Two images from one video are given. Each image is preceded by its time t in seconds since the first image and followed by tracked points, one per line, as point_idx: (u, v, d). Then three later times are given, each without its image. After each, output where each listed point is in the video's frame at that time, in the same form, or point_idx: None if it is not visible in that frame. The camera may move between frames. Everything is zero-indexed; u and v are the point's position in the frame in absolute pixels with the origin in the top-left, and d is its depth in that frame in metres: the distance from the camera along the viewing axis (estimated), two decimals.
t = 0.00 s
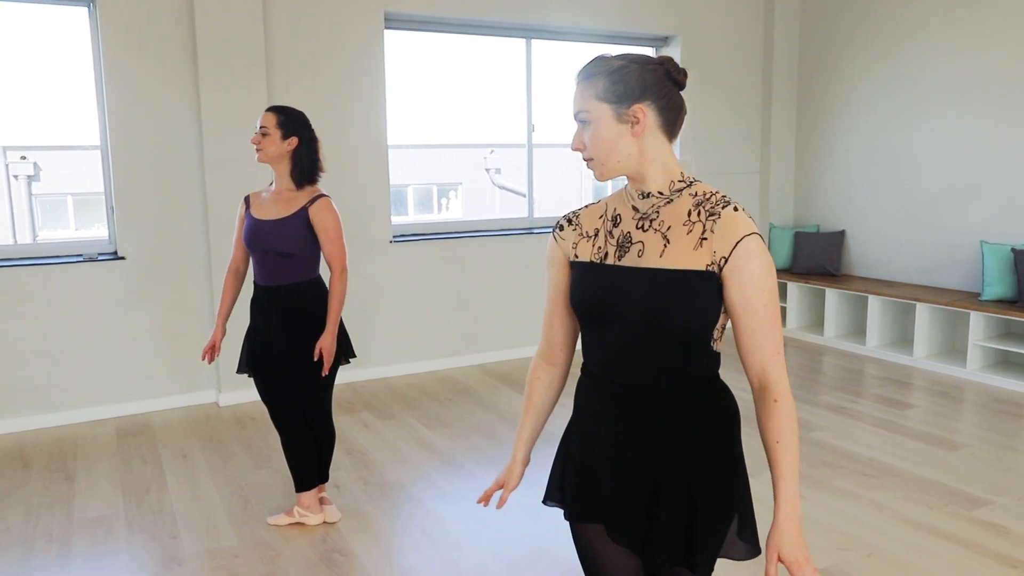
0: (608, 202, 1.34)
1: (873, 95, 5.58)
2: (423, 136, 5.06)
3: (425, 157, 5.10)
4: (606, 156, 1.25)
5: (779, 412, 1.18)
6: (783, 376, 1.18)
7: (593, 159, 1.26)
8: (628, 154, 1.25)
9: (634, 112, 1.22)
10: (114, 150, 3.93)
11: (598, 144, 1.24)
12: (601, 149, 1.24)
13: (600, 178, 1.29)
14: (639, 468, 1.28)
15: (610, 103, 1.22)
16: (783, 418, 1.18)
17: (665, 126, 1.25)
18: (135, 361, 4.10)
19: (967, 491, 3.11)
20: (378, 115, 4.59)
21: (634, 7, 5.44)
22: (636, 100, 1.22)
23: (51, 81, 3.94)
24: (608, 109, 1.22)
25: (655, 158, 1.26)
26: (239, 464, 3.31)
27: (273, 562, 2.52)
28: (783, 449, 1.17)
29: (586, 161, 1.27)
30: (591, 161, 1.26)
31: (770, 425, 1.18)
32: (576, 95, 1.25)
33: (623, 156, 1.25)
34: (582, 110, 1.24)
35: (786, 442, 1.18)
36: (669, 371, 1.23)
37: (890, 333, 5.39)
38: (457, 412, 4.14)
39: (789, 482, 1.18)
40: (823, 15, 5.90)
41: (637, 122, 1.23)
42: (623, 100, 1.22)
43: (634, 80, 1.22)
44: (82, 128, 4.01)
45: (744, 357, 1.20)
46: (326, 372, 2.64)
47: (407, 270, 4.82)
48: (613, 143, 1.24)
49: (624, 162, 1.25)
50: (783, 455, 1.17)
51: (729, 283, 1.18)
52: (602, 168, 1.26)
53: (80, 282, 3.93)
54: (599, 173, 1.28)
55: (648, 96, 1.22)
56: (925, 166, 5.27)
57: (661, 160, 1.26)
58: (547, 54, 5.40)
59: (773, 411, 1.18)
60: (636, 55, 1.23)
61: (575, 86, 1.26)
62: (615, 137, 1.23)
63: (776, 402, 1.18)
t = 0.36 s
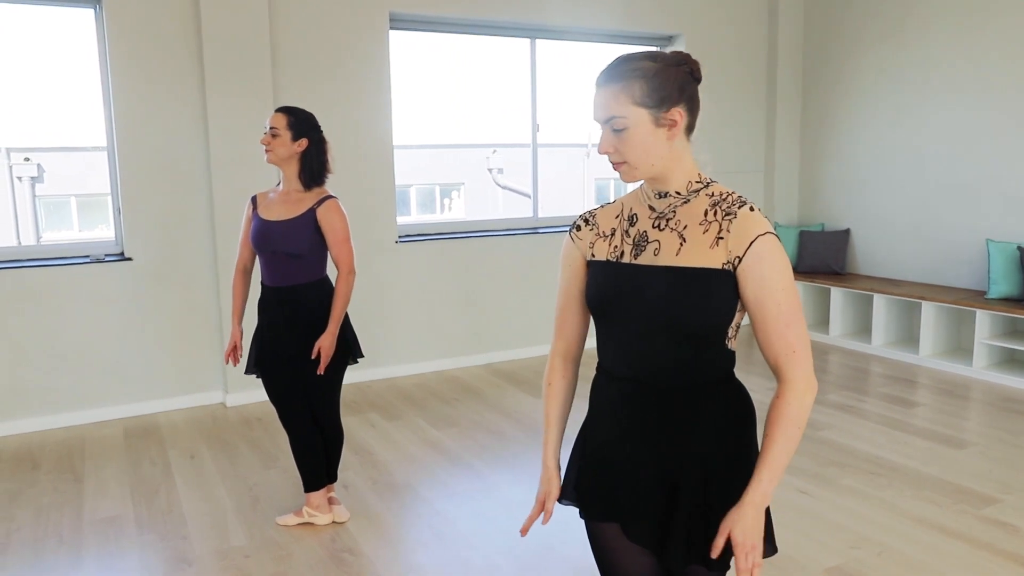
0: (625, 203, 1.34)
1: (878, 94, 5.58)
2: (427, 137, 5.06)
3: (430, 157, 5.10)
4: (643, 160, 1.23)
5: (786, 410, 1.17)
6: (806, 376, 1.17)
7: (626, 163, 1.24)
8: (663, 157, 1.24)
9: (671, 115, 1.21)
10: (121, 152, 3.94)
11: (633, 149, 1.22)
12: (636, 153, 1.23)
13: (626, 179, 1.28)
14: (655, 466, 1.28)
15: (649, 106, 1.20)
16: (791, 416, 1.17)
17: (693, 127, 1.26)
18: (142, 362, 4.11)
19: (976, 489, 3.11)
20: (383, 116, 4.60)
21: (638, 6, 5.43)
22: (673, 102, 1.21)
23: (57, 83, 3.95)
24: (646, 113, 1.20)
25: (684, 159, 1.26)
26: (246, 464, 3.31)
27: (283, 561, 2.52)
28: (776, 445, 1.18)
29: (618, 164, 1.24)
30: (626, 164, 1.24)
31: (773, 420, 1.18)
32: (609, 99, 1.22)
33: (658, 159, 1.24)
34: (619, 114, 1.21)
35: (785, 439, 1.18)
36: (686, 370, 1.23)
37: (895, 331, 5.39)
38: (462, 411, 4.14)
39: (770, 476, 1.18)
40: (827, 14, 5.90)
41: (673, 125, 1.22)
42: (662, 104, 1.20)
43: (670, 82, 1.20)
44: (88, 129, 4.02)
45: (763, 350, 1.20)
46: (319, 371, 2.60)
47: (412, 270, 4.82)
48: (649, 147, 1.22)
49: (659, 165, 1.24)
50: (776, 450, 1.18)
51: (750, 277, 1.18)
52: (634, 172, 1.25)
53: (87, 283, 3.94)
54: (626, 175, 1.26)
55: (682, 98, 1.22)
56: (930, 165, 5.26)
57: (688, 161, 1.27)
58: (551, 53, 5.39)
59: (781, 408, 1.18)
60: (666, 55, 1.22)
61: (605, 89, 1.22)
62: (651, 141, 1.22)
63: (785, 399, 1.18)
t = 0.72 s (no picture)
0: (624, 202, 1.34)
1: (873, 94, 5.60)
2: (423, 137, 5.06)
3: (425, 158, 5.10)
4: (675, 159, 1.24)
5: (786, 401, 1.16)
6: (814, 373, 1.16)
7: (659, 160, 1.23)
8: (689, 158, 1.26)
9: (706, 119, 1.24)
10: (117, 152, 3.93)
11: (670, 148, 1.22)
12: (670, 152, 1.23)
13: (645, 175, 1.27)
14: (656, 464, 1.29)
15: (693, 108, 1.21)
16: (790, 408, 1.17)
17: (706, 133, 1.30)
18: (139, 363, 4.10)
19: (971, 488, 3.13)
20: (379, 116, 4.60)
21: (634, 7, 5.44)
22: (709, 107, 1.24)
23: (53, 83, 3.93)
24: (690, 114, 1.21)
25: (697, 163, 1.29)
26: (243, 465, 3.31)
27: (281, 562, 2.52)
28: (766, 431, 1.17)
29: (651, 161, 1.24)
30: (658, 162, 1.24)
31: (770, 407, 1.18)
32: (657, 93, 1.20)
33: (685, 160, 1.25)
34: (667, 110, 1.20)
35: (776, 429, 1.17)
36: (686, 368, 1.23)
37: (890, 331, 5.41)
38: (459, 412, 4.14)
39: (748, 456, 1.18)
40: (822, 15, 5.92)
41: (703, 129, 1.25)
42: (703, 107, 1.22)
43: (710, 86, 1.23)
44: (84, 129, 4.01)
45: (770, 340, 1.20)
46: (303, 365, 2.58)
47: (408, 271, 4.82)
48: (683, 147, 1.24)
49: (684, 167, 1.26)
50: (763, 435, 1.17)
51: (758, 268, 1.18)
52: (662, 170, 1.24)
53: (83, 283, 3.93)
54: (650, 172, 1.26)
55: (713, 104, 1.25)
56: (925, 165, 5.29)
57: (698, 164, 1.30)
58: (547, 53, 5.39)
59: (780, 398, 1.18)
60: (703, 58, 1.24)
61: (653, 83, 1.20)
62: (685, 141, 1.23)
63: (786, 390, 1.17)
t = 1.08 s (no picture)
0: (594, 201, 1.37)
1: (842, 97, 5.71)
2: (398, 138, 5.06)
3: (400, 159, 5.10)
4: (658, 159, 1.29)
5: (757, 389, 1.17)
6: (785, 363, 1.17)
7: (645, 158, 1.28)
8: (667, 162, 1.32)
9: (687, 125, 1.31)
10: (87, 153, 3.89)
11: (658, 147, 1.28)
12: (656, 152, 1.28)
13: (623, 173, 1.30)
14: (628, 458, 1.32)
15: (683, 112, 1.28)
16: (761, 396, 1.17)
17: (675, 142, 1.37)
18: (110, 366, 4.05)
19: (937, 481, 3.21)
20: (354, 116, 4.59)
21: (608, 9, 5.49)
22: (690, 115, 1.32)
23: (21, 82, 3.88)
24: (680, 118, 1.28)
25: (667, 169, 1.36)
26: (217, 467, 3.29)
27: (256, 564, 2.51)
28: (736, 418, 1.18)
29: (639, 158, 1.28)
30: (646, 159, 1.28)
31: (741, 396, 1.18)
32: (656, 93, 1.25)
33: (665, 163, 1.31)
34: (663, 110, 1.26)
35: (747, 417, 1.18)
36: (656, 364, 1.26)
37: (859, 329, 5.51)
38: (435, 412, 4.15)
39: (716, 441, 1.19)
40: (792, 18, 6.02)
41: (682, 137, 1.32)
42: (689, 113, 1.30)
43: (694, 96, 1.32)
44: (54, 128, 3.96)
45: (745, 331, 1.21)
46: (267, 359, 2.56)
47: (383, 271, 4.82)
48: (667, 148, 1.30)
49: (662, 170, 1.31)
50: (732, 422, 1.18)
51: (730, 262, 1.21)
52: (646, 168, 1.29)
53: (52, 286, 3.87)
54: (634, 169, 1.29)
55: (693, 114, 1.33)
56: (892, 166, 5.40)
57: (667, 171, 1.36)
58: (521, 54, 5.42)
59: (752, 386, 1.18)
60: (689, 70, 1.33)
61: (653, 83, 1.25)
62: (669, 144, 1.29)
63: (759, 379, 1.18)
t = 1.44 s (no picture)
0: (563, 205, 1.43)
1: (809, 101, 5.85)
2: (372, 140, 5.09)
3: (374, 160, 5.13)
4: (629, 166, 1.36)
5: (716, 373, 1.19)
6: (744, 351, 1.21)
7: (618, 165, 1.34)
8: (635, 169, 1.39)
9: (656, 136, 1.39)
10: (59, 155, 3.87)
11: (630, 155, 1.35)
12: (628, 159, 1.35)
13: (594, 178, 1.36)
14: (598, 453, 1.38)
15: (655, 124, 1.36)
16: (720, 382, 1.19)
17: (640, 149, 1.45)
18: (83, 369, 4.03)
19: (899, 474, 3.31)
20: (328, 119, 4.61)
21: (580, 13, 5.57)
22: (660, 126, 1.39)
23: None
24: (652, 129, 1.35)
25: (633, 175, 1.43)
26: (193, 469, 3.30)
27: (233, 564, 2.54)
28: (696, 400, 1.19)
29: (612, 164, 1.34)
30: (618, 166, 1.34)
31: (702, 381, 1.20)
32: (634, 103, 1.32)
33: (633, 171, 1.38)
34: (640, 120, 1.32)
35: (707, 403, 1.19)
36: (623, 361, 1.32)
37: (826, 328, 5.64)
38: (410, 413, 4.18)
39: (676, 426, 1.18)
40: (760, 23, 6.14)
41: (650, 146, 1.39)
42: (660, 125, 1.37)
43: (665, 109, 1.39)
44: (25, 130, 3.94)
45: (704, 324, 1.24)
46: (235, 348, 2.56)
47: (359, 273, 4.84)
48: (638, 156, 1.36)
49: (631, 177, 1.38)
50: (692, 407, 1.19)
51: (692, 262, 1.27)
52: (617, 174, 1.35)
53: (23, 289, 3.85)
54: (607, 174, 1.35)
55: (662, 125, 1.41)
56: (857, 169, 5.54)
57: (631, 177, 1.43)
58: (494, 56, 5.48)
59: (712, 371, 1.20)
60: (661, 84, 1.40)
61: (631, 93, 1.31)
62: (640, 152, 1.36)
63: (719, 370, 1.20)
